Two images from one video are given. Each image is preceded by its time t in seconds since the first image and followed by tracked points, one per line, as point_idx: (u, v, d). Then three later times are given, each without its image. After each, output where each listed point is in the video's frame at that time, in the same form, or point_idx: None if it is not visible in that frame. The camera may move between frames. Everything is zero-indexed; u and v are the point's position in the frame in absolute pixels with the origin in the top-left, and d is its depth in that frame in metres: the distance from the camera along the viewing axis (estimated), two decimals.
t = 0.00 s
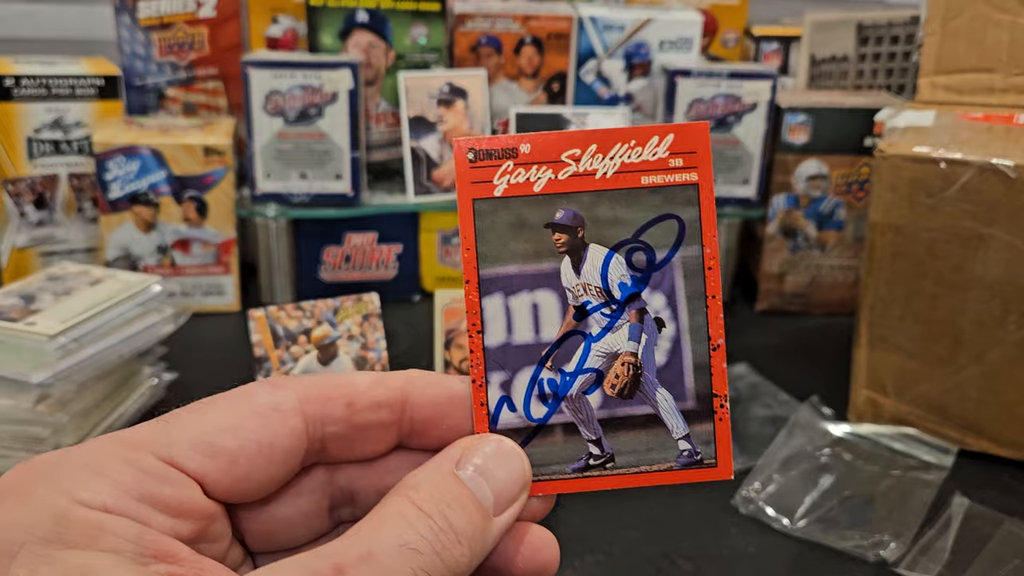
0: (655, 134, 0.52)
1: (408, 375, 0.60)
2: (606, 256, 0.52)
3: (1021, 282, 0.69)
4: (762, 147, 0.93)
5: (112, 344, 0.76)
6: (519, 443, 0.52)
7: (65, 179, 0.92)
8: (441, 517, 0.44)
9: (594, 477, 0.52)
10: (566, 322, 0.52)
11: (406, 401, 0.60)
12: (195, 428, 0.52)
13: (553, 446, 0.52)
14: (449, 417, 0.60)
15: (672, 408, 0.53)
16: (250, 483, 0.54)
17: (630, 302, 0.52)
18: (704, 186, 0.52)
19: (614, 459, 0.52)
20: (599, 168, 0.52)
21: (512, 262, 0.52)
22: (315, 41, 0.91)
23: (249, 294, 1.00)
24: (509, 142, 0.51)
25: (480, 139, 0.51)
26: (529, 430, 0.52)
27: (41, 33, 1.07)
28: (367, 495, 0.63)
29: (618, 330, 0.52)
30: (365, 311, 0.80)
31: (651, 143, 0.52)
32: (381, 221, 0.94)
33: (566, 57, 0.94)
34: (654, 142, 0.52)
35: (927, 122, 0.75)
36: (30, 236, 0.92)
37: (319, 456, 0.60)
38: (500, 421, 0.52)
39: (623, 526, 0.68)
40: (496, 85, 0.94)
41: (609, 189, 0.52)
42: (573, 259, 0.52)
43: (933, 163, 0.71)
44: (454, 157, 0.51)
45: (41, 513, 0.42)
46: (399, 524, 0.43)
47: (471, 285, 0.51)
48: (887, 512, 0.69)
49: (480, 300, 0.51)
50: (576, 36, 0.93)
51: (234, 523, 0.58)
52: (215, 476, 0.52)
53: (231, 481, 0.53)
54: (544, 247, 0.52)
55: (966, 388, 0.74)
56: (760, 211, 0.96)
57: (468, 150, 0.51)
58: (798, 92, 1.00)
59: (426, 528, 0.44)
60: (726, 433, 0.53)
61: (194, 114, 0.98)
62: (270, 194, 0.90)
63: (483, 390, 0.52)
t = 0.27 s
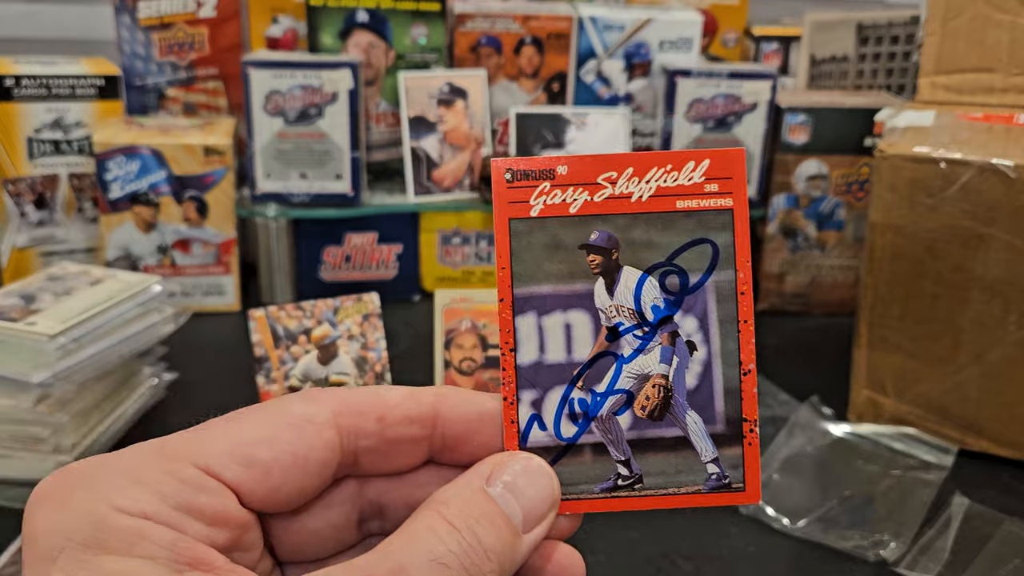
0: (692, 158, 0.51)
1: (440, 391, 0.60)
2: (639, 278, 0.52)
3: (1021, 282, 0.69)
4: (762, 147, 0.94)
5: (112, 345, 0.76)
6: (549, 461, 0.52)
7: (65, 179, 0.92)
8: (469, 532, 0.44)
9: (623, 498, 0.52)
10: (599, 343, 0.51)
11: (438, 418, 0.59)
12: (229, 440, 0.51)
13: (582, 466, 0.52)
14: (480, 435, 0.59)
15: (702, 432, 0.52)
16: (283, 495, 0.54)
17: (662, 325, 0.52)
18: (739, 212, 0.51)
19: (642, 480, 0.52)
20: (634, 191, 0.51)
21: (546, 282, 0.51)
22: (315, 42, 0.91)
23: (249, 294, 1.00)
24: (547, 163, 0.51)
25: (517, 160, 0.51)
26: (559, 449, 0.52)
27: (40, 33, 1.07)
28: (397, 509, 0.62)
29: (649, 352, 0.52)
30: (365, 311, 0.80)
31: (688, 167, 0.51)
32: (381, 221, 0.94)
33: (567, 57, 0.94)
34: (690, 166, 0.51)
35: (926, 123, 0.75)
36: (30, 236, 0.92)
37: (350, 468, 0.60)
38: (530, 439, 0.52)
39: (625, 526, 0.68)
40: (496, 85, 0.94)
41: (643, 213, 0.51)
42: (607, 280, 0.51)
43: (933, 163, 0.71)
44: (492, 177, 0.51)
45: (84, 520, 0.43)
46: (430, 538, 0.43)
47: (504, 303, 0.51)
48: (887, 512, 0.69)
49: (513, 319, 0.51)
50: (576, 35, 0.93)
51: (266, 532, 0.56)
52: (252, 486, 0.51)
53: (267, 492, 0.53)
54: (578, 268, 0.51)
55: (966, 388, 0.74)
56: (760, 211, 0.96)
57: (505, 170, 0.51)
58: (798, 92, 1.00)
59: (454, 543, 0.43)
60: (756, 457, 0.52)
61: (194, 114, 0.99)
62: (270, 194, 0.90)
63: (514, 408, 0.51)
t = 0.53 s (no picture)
0: (654, 145, 0.52)
1: (413, 381, 0.60)
2: (607, 265, 0.52)
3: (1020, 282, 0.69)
4: (762, 147, 0.93)
5: (111, 346, 0.76)
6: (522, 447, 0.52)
7: (65, 179, 0.92)
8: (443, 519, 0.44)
9: (597, 482, 0.52)
10: (567, 328, 0.52)
11: (411, 405, 0.59)
12: (207, 432, 0.51)
13: (555, 451, 0.52)
14: (453, 424, 0.59)
15: (672, 414, 0.53)
16: (259, 487, 0.54)
17: (630, 310, 0.52)
18: (702, 195, 0.53)
19: (614, 463, 0.52)
20: (600, 178, 0.52)
21: (514, 270, 0.52)
22: (315, 42, 0.91)
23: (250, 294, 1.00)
24: (513, 153, 0.52)
25: (484, 150, 0.51)
26: (531, 435, 0.52)
27: (40, 33, 1.07)
28: (371, 497, 0.62)
29: (619, 337, 0.52)
30: (365, 311, 0.80)
31: (651, 154, 0.52)
32: (381, 221, 0.94)
33: (567, 57, 0.94)
34: (654, 153, 0.52)
35: (927, 122, 0.75)
36: (30, 236, 0.93)
37: (326, 459, 0.60)
38: (503, 426, 0.52)
39: (622, 526, 0.68)
40: (496, 85, 0.94)
41: (610, 199, 0.52)
42: (575, 267, 0.52)
43: (933, 163, 0.72)
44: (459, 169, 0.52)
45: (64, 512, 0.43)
46: (404, 527, 0.43)
47: (474, 292, 0.51)
48: (887, 512, 0.69)
49: (483, 307, 0.51)
50: (576, 35, 0.93)
51: (240, 525, 0.57)
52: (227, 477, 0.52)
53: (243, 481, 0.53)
54: (546, 254, 0.52)
55: (966, 388, 0.74)
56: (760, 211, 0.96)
57: (472, 161, 0.51)
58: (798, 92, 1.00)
59: (428, 530, 0.44)
60: (726, 437, 0.53)
61: (194, 114, 0.99)
62: (270, 194, 0.90)
63: (486, 396, 0.52)
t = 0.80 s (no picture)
0: (679, 170, 0.52)
1: (432, 396, 0.61)
2: (627, 287, 0.52)
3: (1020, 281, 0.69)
4: (762, 148, 0.94)
5: (111, 346, 0.76)
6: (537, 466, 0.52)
7: (65, 179, 0.92)
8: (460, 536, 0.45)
9: (610, 503, 0.52)
10: (586, 350, 0.52)
11: (430, 420, 0.60)
12: (228, 442, 0.51)
13: (570, 471, 0.52)
14: (470, 440, 0.60)
15: (686, 438, 0.52)
16: (278, 498, 0.54)
17: (649, 333, 0.52)
18: (725, 223, 0.52)
19: (628, 485, 0.52)
20: (623, 202, 0.52)
21: (536, 289, 0.51)
22: (315, 42, 0.91)
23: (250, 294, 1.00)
24: (538, 172, 0.51)
25: (511, 169, 0.51)
26: (547, 454, 0.52)
27: (40, 33, 1.07)
28: (386, 510, 0.62)
29: (636, 359, 0.52)
30: (365, 311, 0.80)
31: (675, 179, 0.52)
32: (381, 221, 0.94)
33: (567, 57, 0.94)
34: (678, 178, 0.52)
35: (926, 122, 0.75)
36: (30, 236, 0.93)
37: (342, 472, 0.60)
38: (519, 445, 0.52)
39: (624, 528, 0.68)
40: (496, 86, 0.94)
41: (632, 223, 0.52)
42: (596, 288, 0.52)
43: (932, 163, 0.72)
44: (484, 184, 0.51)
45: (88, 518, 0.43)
46: (422, 543, 0.44)
47: (495, 311, 0.51)
48: (887, 512, 0.69)
49: (504, 326, 0.51)
50: (576, 36, 0.93)
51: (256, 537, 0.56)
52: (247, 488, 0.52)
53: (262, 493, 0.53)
54: (567, 276, 0.52)
55: (966, 388, 0.74)
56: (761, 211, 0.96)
57: (497, 179, 0.51)
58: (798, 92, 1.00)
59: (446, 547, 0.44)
60: (739, 463, 0.52)
61: (194, 114, 0.99)
62: (271, 194, 0.90)
63: (504, 413, 0.51)
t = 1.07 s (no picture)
0: (680, 189, 0.52)
1: (435, 406, 0.60)
2: (628, 303, 0.52)
3: (1020, 281, 0.70)
4: (762, 147, 0.93)
5: (112, 346, 0.76)
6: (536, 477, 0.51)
7: (65, 179, 0.92)
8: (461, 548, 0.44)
9: (607, 515, 0.52)
10: (586, 364, 0.52)
11: (432, 431, 0.59)
12: (233, 448, 0.51)
13: (568, 483, 0.52)
14: (471, 450, 0.59)
15: (683, 451, 0.52)
16: (281, 505, 0.54)
17: (648, 348, 0.52)
18: (725, 242, 0.52)
19: (625, 497, 0.52)
20: (624, 220, 0.52)
21: (537, 303, 0.51)
22: (315, 41, 0.91)
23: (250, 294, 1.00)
24: (541, 189, 0.51)
25: (514, 185, 0.51)
26: (546, 466, 0.52)
27: (39, 33, 1.07)
28: (386, 517, 0.62)
29: (635, 374, 0.52)
30: (365, 311, 0.80)
31: (676, 198, 0.52)
32: (381, 220, 0.94)
33: (567, 57, 0.94)
34: (678, 197, 0.52)
35: (926, 123, 0.75)
36: (30, 236, 0.93)
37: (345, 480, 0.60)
38: (518, 456, 0.52)
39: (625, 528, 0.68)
40: (496, 86, 0.94)
41: (633, 241, 0.52)
42: (597, 304, 0.52)
43: (932, 163, 0.72)
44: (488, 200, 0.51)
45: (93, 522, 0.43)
46: (422, 554, 0.43)
47: (496, 324, 0.51)
48: (887, 512, 0.69)
49: (506, 339, 0.51)
50: (576, 36, 0.93)
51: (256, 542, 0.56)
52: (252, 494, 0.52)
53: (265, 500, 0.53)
54: (568, 292, 0.52)
55: (966, 388, 0.74)
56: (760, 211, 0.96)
57: (501, 195, 0.51)
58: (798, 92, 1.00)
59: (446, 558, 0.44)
60: (734, 477, 0.52)
61: (194, 115, 0.99)
62: (270, 193, 0.90)
63: (503, 425, 0.52)
